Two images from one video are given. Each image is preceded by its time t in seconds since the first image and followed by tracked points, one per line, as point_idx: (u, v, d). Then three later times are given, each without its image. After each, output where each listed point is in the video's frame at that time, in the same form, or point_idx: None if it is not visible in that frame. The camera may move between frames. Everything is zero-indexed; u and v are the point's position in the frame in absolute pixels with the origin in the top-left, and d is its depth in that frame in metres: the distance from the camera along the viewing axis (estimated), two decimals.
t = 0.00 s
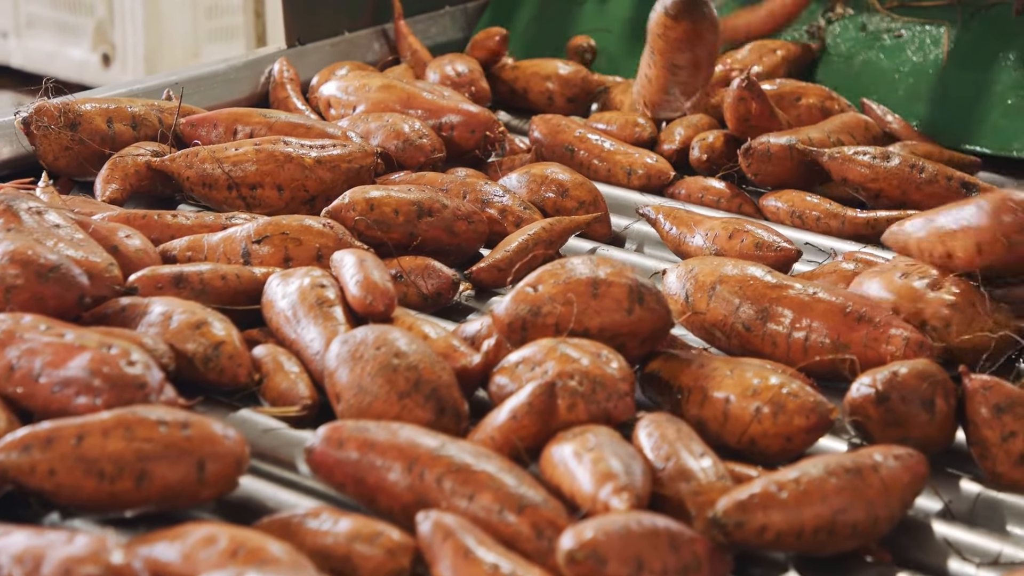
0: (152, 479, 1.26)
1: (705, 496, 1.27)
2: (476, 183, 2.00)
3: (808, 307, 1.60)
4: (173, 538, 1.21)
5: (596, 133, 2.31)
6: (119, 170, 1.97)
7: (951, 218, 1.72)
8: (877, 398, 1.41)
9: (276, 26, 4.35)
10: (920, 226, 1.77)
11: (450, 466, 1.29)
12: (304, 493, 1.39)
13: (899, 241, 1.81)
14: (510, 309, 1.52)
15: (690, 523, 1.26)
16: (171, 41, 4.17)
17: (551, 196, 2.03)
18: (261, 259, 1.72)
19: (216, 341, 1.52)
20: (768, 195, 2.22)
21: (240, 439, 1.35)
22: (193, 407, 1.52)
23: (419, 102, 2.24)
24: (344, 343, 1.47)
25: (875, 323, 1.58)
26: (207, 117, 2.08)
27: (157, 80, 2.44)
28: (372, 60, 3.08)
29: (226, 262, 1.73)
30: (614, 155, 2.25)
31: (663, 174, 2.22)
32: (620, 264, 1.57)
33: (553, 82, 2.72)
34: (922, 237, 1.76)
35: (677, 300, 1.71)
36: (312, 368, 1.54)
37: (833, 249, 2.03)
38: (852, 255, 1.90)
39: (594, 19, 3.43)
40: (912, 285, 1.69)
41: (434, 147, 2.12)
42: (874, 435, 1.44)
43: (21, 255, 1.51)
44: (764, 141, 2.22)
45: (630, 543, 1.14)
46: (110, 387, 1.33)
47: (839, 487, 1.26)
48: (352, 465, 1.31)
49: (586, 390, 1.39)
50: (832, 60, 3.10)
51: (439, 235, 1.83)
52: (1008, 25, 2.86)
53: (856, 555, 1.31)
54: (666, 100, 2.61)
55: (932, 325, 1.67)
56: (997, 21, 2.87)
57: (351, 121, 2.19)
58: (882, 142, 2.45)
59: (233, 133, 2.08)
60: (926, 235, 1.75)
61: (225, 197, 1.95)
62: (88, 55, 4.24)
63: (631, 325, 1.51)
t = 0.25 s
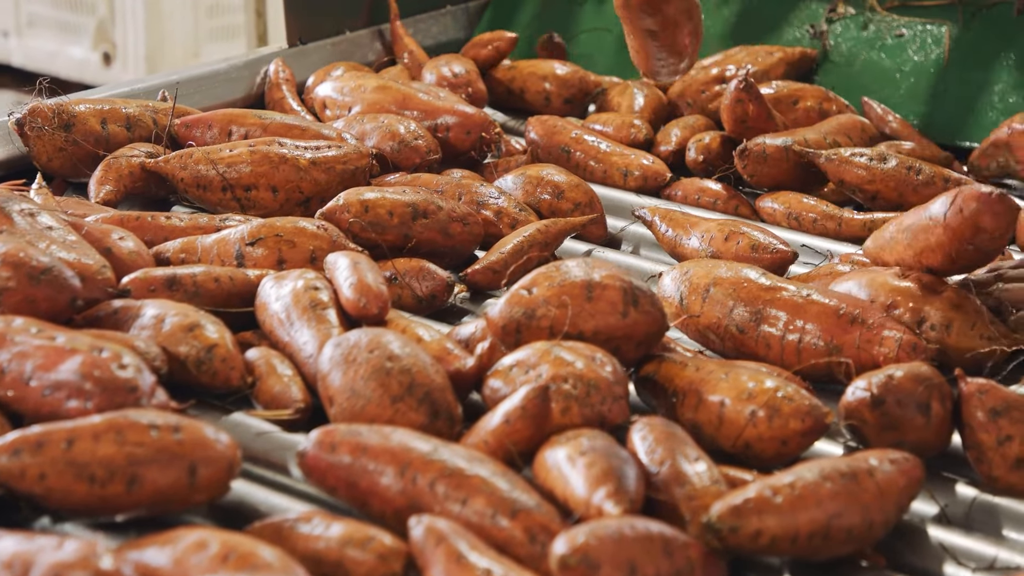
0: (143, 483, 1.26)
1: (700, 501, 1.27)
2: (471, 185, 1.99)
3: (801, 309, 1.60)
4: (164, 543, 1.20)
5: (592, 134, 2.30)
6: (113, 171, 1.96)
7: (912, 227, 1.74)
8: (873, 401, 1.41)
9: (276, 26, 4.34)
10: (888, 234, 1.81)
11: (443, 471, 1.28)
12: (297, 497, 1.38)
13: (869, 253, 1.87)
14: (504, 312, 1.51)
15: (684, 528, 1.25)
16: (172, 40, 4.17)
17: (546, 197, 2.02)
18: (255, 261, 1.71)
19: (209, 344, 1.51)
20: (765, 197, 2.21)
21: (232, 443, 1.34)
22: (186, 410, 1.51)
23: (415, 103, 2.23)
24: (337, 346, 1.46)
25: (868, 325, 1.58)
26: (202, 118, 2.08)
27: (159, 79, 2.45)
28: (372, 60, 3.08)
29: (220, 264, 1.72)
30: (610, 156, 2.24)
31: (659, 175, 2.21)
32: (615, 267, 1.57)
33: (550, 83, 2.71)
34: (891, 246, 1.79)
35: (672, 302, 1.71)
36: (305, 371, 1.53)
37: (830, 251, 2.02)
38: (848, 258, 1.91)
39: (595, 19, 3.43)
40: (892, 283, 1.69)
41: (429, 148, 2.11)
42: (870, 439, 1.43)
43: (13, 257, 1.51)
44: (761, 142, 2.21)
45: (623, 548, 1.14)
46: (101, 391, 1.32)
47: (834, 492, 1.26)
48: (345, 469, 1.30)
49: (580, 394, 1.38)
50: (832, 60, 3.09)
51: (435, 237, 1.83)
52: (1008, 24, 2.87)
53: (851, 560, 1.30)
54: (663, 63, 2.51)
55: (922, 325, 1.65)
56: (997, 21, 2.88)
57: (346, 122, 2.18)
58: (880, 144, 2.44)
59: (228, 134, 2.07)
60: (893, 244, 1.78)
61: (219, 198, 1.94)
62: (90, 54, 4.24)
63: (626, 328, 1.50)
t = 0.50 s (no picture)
0: (133, 487, 1.25)
1: (693, 504, 1.26)
2: (465, 186, 1.99)
3: (796, 311, 1.59)
4: (154, 547, 1.19)
5: (588, 135, 2.29)
6: (107, 172, 1.96)
7: (908, 237, 1.77)
8: (867, 405, 1.40)
9: (277, 24, 4.43)
10: (882, 236, 1.83)
11: (434, 474, 1.27)
12: (288, 500, 1.37)
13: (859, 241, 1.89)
14: (497, 314, 1.51)
15: (677, 532, 1.24)
16: (172, 38, 4.16)
17: (541, 199, 2.01)
18: (248, 262, 1.70)
19: (201, 346, 1.50)
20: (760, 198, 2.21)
21: (223, 446, 1.33)
22: (177, 412, 1.50)
23: (410, 103, 2.23)
24: (329, 348, 1.45)
25: (863, 327, 1.57)
26: (196, 118, 2.07)
27: (160, 78, 2.45)
28: (371, 61, 3.07)
29: (213, 265, 1.72)
30: (605, 157, 2.24)
31: (655, 176, 2.20)
32: (609, 269, 1.56)
33: (546, 83, 2.70)
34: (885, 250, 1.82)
35: (666, 304, 1.70)
36: (298, 374, 1.52)
37: (826, 253, 2.01)
38: (844, 260, 1.90)
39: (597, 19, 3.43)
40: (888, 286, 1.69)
41: (424, 149, 2.10)
42: (864, 442, 1.42)
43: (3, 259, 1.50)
44: (757, 143, 2.21)
45: (614, 552, 1.13)
46: (91, 393, 1.31)
47: (827, 496, 1.25)
48: (336, 472, 1.30)
49: (573, 396, 1.37)
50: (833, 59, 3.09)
51: (428, 239, 1.82)
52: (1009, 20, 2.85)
53: (845, 564, 1.30)
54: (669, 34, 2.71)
55: (916, 327, 1.65)
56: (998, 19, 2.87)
57: (341, 122, 2.17)
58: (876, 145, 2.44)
59: (222, 135, 2.07)
60: (887, 248, 1.81)
61: (213, 199, 1.93)
62: (90, 53, 4.24)
63: (619, 330, 1.49)
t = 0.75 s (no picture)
0: (121, 490, 1.24)
1: (684, 508, 1.25)
2: (459, 187, 1.98)
3: (790, 313, 1.59)
4: (142, 551, 1.18)
5: (583, 135, 2.28)
6: (99, 173, 1.95)
7: (903, 242, 1.76)
8: (861, 408, 1.39)
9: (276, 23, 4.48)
10: (878, 236, 1.83)
11: (425, 478, 1.27)
12: (278, 503, 1.37)
13: (858, 236, 1.90)
14: (489, 316, 1.50)
15: (669, 536, 1.24)
16: (173, 36, 4.16)
17: (535, 200, 2.01)
18: (239, 264, 1.70)
19: (191, 348, 1.49)
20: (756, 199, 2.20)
21: (213, 449, 1.32)
22: (168, 414, 1.50)
23: (404, 104, 2.22)
24: (320, 350, 1.45)
25: (857, 329, 1.56)
26: (189, 119, 2.06)
27: (158, 76, 2.45)
28: (366, 61, 3.06)
29: (205, 266, 1.71)
30: (600, 158, 2.23)
31: (650, 177, 2.19)
32: (602, 271, 1.55)
33: (541, 84, 2.69)
34: (881, 250, 1.82)
35: (660, 306, 1.69)
36: (289, 376, 1.52)
37: (821, 255, 2.01)
38: (839, 261, 1.89)
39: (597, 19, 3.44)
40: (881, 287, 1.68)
41: (418, 150, 2.10)
42: (858, 445, 1.42)
43: None
44: (752, 144, 2.20)
45: (605, 556, 1.12)
46: (80, 396, 1.31)
47: (820, 499, 1.24)
48: (326, 476, 1.29)
49: (565, 399, 1.37)
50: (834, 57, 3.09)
51: (422, 240, 1.81)
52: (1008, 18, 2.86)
53: (837, 567, 1.29)
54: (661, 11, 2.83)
55: (910, 328, 1.64)
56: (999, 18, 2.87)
57: (335, 123, 2.16)
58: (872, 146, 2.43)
59: (215, 136, 2.06)
60: (883, 248, 1.81)
61: (206, 200, 1.93)
62: (90, 52, 4.25)
63: (612, 332, 1.49)
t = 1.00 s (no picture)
0: (108, 494, 1.23)
1: (674, 512, 1.25)
2: (451, 189, 1.97)
3: (782, 315, 1.58)
4: (127, 556, 1.18)
5: (576, 136, 2.28)
6: (89, 174, 1.94)
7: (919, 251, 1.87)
8: (852, 411, 1.38)
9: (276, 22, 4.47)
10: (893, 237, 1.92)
11: (413, 482, 1.26)
12: (267, 507, 1.36)
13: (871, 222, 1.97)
14: (479, 318, 1.49)
15: (659, 541, 1.23)
16: (173, 35, 4.19)
17: (528, 201, 2.00)
18: (230, 266, 1.69)
19: (180, 351, 1.48)
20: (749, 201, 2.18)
21: (200, 453, 1.32)
22: (156, 418, 1.49)
23: (397, 104, 2.21)
24: (309, 353, 1.44)
25: (850, 332, 1.55)
26: (180, 120, 2.05)
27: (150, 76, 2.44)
28: (359, 63, 3.04)
29: (194, 269, 1.70)
30: (594, 159, 2.22)
31: (643, 178, 2.18)
32: (593, 273, 1.55)
33: (535, 84, 2.68)
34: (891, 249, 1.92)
35: (651, 308, 1.69)
36: (278, 379, 1.51)
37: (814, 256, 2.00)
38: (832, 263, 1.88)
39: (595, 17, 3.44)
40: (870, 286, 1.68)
41: (410, 151, 2.09)
42: (850, 448, 1.41)
43: None
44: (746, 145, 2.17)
45: (594, 562, 1.11)
46: (66, 400, 1.30)
47: (811, 503, 1.23)
48: (314, 480, 1.28)
49: (555, 402, 1.36)
50: (833, 56, 3.05)
51: (413, 242, 1.81)
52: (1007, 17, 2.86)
53: (828, 572, 1.28)
54: None
55: (901, 330, 1.64)
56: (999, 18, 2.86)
57: (327, 124, 2.16)
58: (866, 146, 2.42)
59: (207, 137, 2.05)
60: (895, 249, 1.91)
61: (196, 202, 1.92)
62: (90, 51, 4.30)
63: (603, 335, 1.48)
